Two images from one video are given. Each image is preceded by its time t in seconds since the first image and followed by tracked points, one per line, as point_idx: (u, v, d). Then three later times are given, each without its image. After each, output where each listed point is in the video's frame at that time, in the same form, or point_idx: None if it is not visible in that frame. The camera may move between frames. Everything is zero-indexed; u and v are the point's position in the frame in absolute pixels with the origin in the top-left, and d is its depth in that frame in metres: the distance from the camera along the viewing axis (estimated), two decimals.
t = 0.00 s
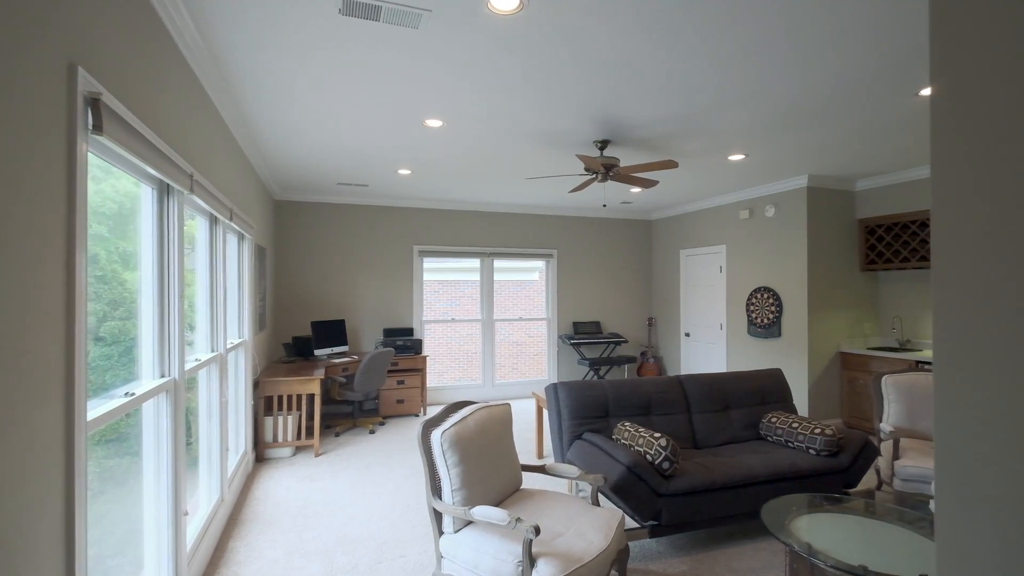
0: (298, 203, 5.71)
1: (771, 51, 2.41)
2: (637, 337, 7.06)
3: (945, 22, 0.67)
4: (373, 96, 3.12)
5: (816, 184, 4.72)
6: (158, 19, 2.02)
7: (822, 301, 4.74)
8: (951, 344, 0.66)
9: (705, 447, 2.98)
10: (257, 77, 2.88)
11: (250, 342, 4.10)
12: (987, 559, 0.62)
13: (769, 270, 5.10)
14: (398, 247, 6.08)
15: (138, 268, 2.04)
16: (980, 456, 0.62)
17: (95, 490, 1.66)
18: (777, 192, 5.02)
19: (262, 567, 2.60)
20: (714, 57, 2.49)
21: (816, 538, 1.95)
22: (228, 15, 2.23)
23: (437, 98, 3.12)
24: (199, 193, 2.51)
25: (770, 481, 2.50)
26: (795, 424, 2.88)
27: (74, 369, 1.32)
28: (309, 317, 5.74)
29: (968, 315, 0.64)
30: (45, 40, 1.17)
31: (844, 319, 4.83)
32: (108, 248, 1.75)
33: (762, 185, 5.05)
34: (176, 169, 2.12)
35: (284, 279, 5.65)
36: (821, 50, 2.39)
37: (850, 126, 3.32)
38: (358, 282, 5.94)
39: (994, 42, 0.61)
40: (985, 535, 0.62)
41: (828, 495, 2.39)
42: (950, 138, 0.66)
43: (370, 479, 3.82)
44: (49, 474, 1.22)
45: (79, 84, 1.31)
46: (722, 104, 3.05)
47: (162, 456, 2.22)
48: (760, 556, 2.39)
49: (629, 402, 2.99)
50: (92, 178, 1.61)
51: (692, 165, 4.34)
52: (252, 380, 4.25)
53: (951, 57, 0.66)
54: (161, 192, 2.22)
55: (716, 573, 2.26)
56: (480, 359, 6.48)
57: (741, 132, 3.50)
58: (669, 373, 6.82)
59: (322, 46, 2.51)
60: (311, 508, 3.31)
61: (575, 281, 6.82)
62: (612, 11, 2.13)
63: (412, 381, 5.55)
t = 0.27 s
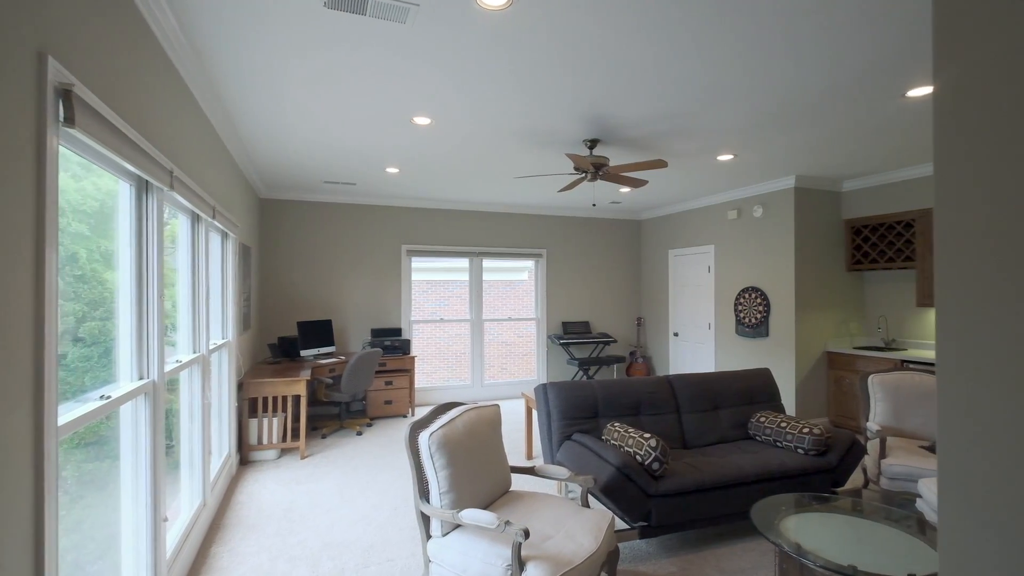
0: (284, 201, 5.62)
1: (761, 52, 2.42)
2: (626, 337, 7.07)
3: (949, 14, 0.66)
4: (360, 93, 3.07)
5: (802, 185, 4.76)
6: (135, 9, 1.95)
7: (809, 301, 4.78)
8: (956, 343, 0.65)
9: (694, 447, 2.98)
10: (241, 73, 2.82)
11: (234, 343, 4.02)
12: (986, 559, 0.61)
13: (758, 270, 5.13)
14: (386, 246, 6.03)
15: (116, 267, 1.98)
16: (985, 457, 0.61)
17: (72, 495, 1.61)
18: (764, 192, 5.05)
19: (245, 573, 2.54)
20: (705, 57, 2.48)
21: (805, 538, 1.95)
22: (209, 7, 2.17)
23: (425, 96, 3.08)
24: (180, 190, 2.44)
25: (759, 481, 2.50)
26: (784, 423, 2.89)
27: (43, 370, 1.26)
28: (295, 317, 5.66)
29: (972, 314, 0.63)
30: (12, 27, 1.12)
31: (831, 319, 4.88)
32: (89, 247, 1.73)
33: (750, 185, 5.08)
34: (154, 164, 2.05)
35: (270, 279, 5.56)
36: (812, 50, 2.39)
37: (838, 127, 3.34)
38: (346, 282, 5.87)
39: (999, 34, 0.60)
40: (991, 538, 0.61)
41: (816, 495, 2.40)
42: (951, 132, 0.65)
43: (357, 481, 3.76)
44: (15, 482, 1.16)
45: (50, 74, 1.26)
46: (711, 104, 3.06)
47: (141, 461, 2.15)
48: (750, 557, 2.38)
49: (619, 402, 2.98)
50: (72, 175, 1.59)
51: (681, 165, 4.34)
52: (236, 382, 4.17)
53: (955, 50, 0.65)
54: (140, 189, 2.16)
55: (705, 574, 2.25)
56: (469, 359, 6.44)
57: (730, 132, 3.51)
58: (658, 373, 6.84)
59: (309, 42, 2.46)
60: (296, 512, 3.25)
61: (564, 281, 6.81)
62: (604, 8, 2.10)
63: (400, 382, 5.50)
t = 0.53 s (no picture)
0: (269, 200, 5.53)
1: (750, 52, 2.42)
2: (614, 337, 7.08)
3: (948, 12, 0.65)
4: (345, 91, 3.02)
5: (789, 186, 4.80)
6: None
7: (795, 300, 4.81)
8: (960, 343, 0.64)
9: (682, 447, 2.98)
10: (224, 69, 2.75)
11: (216, 344, 3.94)
12: (985, 560, 0.61)
13: (745, 271, 5.17)
14: (373, 246, 5.96)
15: (91, 267, 1.92)
16: (990, 459, 0.60)
17: (50, 500, 1.57)
18: (751, 193, 5.09)
19: None
20: (695, 57, 2.48)
21: (794, 538, 1.95)
22: None
23: (412, 94, 3.04)
24: (158, 187, 2.37)
25: (747, 481, 2.50)
26: (772, 423, 2.90)
27: (6, 374, 1.19)
28: (280, 318, 5.57)
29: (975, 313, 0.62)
30: None
31: (817, 319, 4.92)
32: (67, 246, 1.70)
33: (738, 186, 5.11)
34: (132, 160, 2.01)
35: (254, 279, 5.47)
36: (800, 52, 2.40)
37: (826, 128, 3.36)
38: (332, 282, 5.80)
39: (1001, 31, 0.59)
40: (997, 543, 0.60)
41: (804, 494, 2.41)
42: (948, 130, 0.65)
43: (343, 484, 3.71)
44: None
45: (16, 63, 1.20)
46: (700, 104, 3.06)
47: (118, 465, 2.08)
48: (738, 557, 2.38)
49: (608, 403, 2.97)
50: (50, 172, 1.57)
51: (669, 164, 4.35)
52: (218, 384, 4.09)
53: (954, 46, 0.64)
54: (116, 186, 2.09)
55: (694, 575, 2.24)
56: (458, 360, 6.40)
57: (718, 132, 3.52)
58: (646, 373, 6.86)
59: (294, 37, 2.41)
60: (280, 516, 3.19)
61: (553, 281, 6.80)
62: (593, 6, 2.08)
63: (387, 383, 5.44)
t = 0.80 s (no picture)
0: (253, 198, 5.44)
1: (739, 52, 2.42)
2: (602, 337, 7.09)
3: (952, 11, 0.65)
4: (331, 88, 2.96)
5: (775, 186, 4.84)
6: None
7: (781, 300, 4.86)
8: (962, 342, 0.63)
9: (671, 447, 2.98)
10: (205, 65, 2.69)
11: (198, 345, 3.86)
12: (985, 560, 0.61)
13: (732, 271, 5.20)
14: (360, 245, 5.90)
15: (65, 266, 1.86)
16: (993, 460, 0.60)
17: (24, 507, 1.52)
18: (738, 193, 5.13)
19: None
20: (684, 57, 2.48)
21: (782, 537, 1.95)
22: None
23: (400, 91, 2.99)
24: (135, 184, 2.29)
25: (735, 481, 2.50)
26: (759, 422, 2.91)
27: None
28: (264, 318, 5.48)
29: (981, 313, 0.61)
30: None
31: (802, 318, 4.97)
32: (44, 245, 1.66)
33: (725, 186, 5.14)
34: (108, 157, 1.95)
35: (238, 278, 5.38)
36: (788, 52, 2.41)
37: (812, 128, 3.38)
38: (317, 281, 5.72)
39: (1003, 29, 0.59)
40: (1001, 543, 0.60)
41: (791, 493, 2.42)
42: (950, 131, 0.65)
43: (328, 487, 3.65)
44: None
45: None
46: (688, 104, 3.06)
47: (93, 471, 2.02)
48: (726, 557, 2.39)
49: (596, 403, 2.96)
50: (26, 169, 1.53)
51: (657, 164, 4.36)
52: (200, 386, 4.00)
53: (958, 44, 0.64)
54: (92, 182, 2.03)
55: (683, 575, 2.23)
56: (445, 360, 6.36)
57: (706, 132, 3.53)
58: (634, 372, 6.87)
59: (279, 34, 2.36)
60: (263, 520, 3.13)
61: (541, 281, 6.79)
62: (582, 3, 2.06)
63: (373, 384, 5.38)
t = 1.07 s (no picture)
0: (235, 195, 5.33)
1: (729, 52, 2.42)
2: (590, 337, 7.10)
3: (955, 8, 0.65)
4: (315, 84, 2.91)
5: (761, 187, 4.88)
6: None
7: (767, 300, 4.90)
8: (964, 342, 0.63)
9: (658, 447, 2.98)
10: (186, 59, 2.62)
11: (178, 346, 3.77)
12: (979, 561, 0.61)
13: (718, 271, 5.24)
14: (346, 244, 5.83)
15: (37, 265, 1.79)
16: (997, 461, 0.59)
17: None
18: (724, 194, 5.17)
19: None
20: (674, 56, 2.47)
21: (770, 537, 1.95)
22: None
23: (386, 88, 2.95)
24: (111, 179, 2.21)
25: (722, 480, 2.51)
26: (747, 422, 2.92)
27: None
28: (247, 318, 5.38)
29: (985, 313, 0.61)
30: None
31: (788, 318, 5.01)
32: (20, 244, 1.62)
33: (712, 186, 5.17)
34: (83, 153, 1.89)
35: (220, 278, 5.27)
36: (777, 53, 2.41)
37: (799, 129, 3.40)
38: (302, 281, 5.64)
39: (1009, 24, 0.58)
40: (1005, 544, 0.59)
41: (778, 492, 2.43)
42: (955, 129, 0.64)
43: (313, 491, 3.59)
44: None
45: None
46: (676, 104, 3.07)
47: (65, 478, 1.94)
48: (714, 557, 2.39)
49: (584, 403, 2.94)
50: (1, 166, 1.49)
51: (646, 164, 4.36)
52: (181, 387, 3.91)
53: (958, 43, 0.64)
54: (65, 178, 1.96)
55: None
56: (433, 361, 6.31)
57: (694, 132, 3.54)
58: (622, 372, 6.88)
59: (262, 28, 2.30)
60: (246, 525, 3.06)
61: (529, 281, 6.77)
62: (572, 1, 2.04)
63: (359, 385, 5.31)
